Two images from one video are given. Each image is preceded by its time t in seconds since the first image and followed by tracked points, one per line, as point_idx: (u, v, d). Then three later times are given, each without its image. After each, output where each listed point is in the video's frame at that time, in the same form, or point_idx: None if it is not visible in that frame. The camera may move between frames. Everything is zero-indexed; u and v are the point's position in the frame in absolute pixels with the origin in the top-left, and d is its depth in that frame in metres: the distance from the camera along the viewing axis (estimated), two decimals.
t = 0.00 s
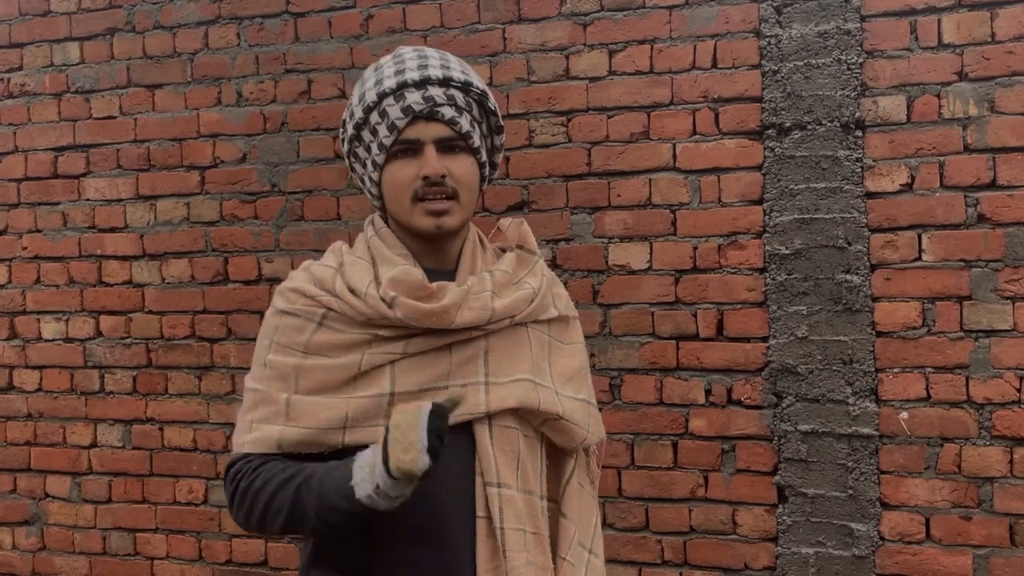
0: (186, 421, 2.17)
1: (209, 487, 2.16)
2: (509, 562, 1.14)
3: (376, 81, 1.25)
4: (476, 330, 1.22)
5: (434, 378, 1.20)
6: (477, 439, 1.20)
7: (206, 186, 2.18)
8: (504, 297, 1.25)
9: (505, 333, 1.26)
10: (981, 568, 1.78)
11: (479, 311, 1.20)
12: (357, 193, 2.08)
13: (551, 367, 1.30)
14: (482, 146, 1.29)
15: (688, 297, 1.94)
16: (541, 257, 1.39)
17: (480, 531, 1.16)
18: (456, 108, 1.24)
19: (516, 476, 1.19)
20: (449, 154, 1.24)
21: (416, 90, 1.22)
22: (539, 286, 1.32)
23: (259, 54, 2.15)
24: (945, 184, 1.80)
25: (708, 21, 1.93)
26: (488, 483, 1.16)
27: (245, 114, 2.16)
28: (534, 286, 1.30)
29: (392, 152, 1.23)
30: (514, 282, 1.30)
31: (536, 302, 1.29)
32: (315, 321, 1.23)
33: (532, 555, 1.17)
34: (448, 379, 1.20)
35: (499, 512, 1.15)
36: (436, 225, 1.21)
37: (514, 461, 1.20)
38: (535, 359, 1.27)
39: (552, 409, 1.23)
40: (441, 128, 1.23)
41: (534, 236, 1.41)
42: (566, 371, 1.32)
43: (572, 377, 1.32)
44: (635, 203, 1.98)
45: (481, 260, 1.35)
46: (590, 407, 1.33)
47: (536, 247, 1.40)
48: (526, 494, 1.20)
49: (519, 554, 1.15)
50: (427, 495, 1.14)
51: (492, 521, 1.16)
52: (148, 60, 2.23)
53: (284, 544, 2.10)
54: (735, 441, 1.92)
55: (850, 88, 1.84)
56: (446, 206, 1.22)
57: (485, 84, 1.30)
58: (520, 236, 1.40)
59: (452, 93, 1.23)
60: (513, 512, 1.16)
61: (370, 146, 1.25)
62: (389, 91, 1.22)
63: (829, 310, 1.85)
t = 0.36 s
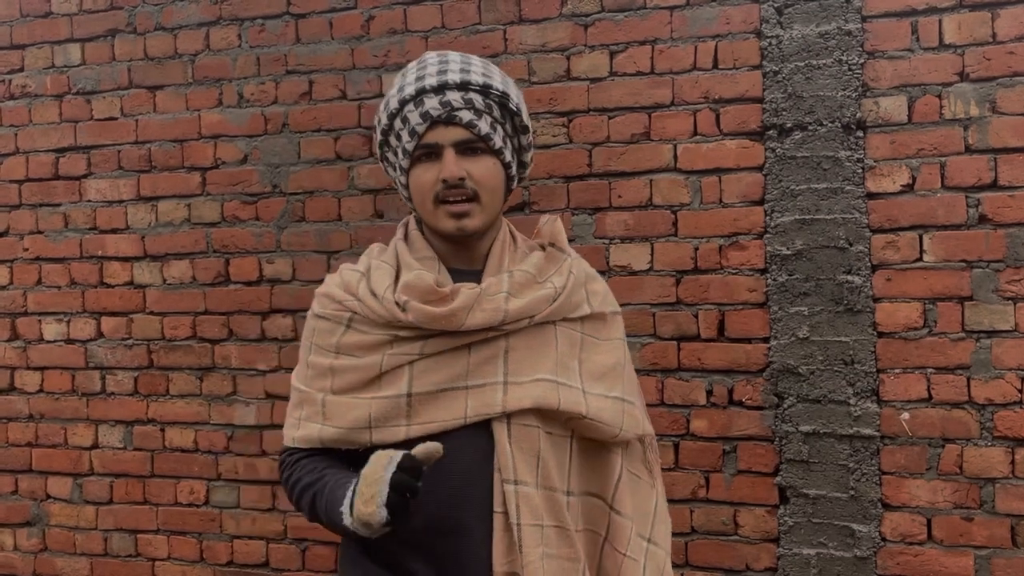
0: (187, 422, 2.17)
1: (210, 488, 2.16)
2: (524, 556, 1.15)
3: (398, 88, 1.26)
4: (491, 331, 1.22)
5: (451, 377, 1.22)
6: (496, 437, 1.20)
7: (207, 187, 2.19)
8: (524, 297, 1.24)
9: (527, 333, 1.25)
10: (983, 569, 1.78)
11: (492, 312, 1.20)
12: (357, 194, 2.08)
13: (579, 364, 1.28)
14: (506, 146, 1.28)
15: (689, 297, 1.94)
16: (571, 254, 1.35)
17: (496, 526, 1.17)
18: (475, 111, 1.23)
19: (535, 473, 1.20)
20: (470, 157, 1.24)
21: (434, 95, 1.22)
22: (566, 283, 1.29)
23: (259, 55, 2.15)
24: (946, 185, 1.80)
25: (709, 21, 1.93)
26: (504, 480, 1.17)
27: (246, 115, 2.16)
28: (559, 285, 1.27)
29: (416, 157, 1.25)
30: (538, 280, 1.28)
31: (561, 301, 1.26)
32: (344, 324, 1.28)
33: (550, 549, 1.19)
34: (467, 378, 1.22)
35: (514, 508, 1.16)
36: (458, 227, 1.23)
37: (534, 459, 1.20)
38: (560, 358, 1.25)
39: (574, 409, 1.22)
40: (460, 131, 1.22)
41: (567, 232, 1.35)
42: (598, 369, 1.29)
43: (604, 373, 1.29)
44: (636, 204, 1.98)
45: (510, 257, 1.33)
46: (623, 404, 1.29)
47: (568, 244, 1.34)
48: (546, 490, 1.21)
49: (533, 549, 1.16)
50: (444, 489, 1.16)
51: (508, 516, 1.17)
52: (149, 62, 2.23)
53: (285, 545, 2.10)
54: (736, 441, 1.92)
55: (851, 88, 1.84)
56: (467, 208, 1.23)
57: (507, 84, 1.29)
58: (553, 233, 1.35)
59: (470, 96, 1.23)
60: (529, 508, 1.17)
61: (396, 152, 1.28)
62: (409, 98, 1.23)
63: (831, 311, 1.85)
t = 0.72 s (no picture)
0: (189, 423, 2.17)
1: (212, 489, 2.16)
2: (511, 555, 1.15)
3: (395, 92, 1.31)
4: (486, 328, 1.23)
5: (445, 371, 1.24)
6: (487, 436, 1.21)
7: (209, 188, 2.19)
8: (520, 295, 1.24)
9: (526, 332, 1.26)
10: (984, 570, 1.77)
11: (485, 310, 1.21)
12: (358, 195, 2.08)
13: (581, 365, 1.28)
14: (485, 148, 1.24)
15: (690, 298, 1.94)
16: (579, 256, 1.36)
17: (488, 522, 1.17)
18: (447, 116, 1.22)
19: (526, 473, 1.20)
20: (444, 161, 1.23)
21: (412, 100, 1.24)
22: (568, 283, 1.28)
23: (261, 56, 2.16)
24: (948, 185, 1.80)
25: (710, 22, 1.93)
26: (493, 477, 1.18)
27: (247, 116, 2.16)
28: (559, 285, 1.27)
29: (405, 159, 1.29)
30: (540, 281, 1.28)
31: (561, 300, 1.26)
32: (350, 312, 1.31)
33: (541, 550, 1.19)
34: (460, 373, 1.24)
35: (500, 505, 1.17)
36: (431, 230, 1.24)
37: (525, 458, 1.21)
38: (558, 359, 1.26)
39: (568, 408, 1.22)
40: (433, 136, 1.23)
41: (574, 234, 1.38)
42: (602, 370, 1.29)
43: (609, 375, 1.28)
44: (637, 205, 1.98)
45: (517, 256, 1.33)
46: (629, 407, 1.27)
47: (575, 246, 1.36)
48: (539, 491, 1.21)
49: (520, 549, 1.16)
50: (436, 482, 1.18)
51: (496, 513, 1.17)
52: (151, 63, 2.23)
53: (287, 546, 2.10)
54: (738, 442, 1.92)
55: (852, 89, 1.84)
56: (437, 211, 1.23)
57: (491, 85, 1.24)
58: (561, 234, 1.37)
59: (442, 101, 1.21)
60: (517, 507, 1.17)
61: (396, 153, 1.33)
62: (395, 104, 1.27)
63: (832, 312, 1.85)
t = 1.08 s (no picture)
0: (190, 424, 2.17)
1: (214, 490, 2.16)
2: (479, 559, 1.15)
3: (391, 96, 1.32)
4: (470, 327, 1.24)
5: (425, 363, 1.25)
6: (465, 438, 1.22)
7: (210, 189, 2.19)
8: (507, 297, 1.24)
9: (513, 334, 1.26)
10: (986, 570, 1.77)
11: (470, 309, 1.22)
12: (361, 195, 2.08)
13: (566, 372, 1.28)
14: (475, 150, 1.24)
15: (692, 299, 1.94)
16: (576, 263, 1.36)
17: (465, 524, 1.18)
18: (436, 119, 1.22)
19: (502, 478, 1.20)
20: (434, 163, 1.23)
21: (404, 104, 1.25)
22: (558, 289, 1.28)
23: (263, 57, 2.16)
24: (950, 186, 1.80)
25: (712, 22, 1.93)
26: (469, 480, 1.18)
27: (249, 117, 2.16)
28: (549, 290, 1.27)
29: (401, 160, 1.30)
30: (531, 285, 1.28)
31: (549, 305, 1.26)
32: (344, 299, 1.32)
33: (515, 556, 1.18)
34: (439, 367, 1.25)
35: (473, 508, 1.17)
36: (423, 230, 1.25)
37: (501, 461, 1.21)
38: (541, 365, 1.26)
39: (544, 413, 1.23)
40: (423, 138, 1.23)
41: (574, 239, 1.39)
42: (590, 377, 1.29)
43: (595, 383, 1.28)
44: (639, 205, 1.98)
45: (513, 257, 1.33)
46: (607, 416, 1.27)
47: (573, 252, 1.37)
48: (516, 495, 1.21)
49: (490, 554, 1.16)
50: (415, 482, 1.20)
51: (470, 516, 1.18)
52: (153, 64, 2.23)
53: (288, 547, 2.10)
54: (739, 443, 1.92)
55: (854, 89, 1.84)
56: (428, 213, 1.24)
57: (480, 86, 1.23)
58: (561, 239, 1.38)
59: (431, 105, 1.22)
60: (490, 511, 1.18)
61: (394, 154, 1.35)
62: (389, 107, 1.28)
63: (834, 312, 1.85)
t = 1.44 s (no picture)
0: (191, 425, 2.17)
1: (215, 491, 2.16)
2: (477, 560, 1.15)
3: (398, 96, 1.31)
4: (472, 327, 1.24)
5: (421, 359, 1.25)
6: (462, 438, 1.22)
7: (211, 190, 2.19)
8: (508, 300, 1.25)
9: (512, 337, 1.27)
10: (988, 571, 1.77)
11: (473, 310, 1.22)
12: (361, 196, 2.08)
13: (562, 375, 1.29)
14: (485, 158, 1.24)
15: (693, 300, 1.94)
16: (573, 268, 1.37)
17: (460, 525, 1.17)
18: (447, 124, 1.22)
19: (500, 479, 1.20)
20: (444, 169, 1.23)
21: (413, 107, 1.24)
22: (558, 294, 1.29)
23: (263, 58, 2.16)
24: (951, 186, 1.80)
25: (713, 23, 1.93)
26: (465, 480, 1.18)
27: (250, 118, 2.16)
28: (549, 295, 1.28)
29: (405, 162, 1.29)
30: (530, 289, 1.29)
31: (549, 309, 1.27)
32: (341, 295, 1.31)
33: (512, 557, 1.18)
34: (435, 364, 1.25)
35: (471, 509, 1.17)
36: (429, 231, 1.25)
37: (498, 462, 1.21)
38: (537, 367, 1.27)
39: (540, 414, 1.23)
40: (432, 144, 1.22)
41: (572, 245, 1.38)
42: (585, 381, 1.30)
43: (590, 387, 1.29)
44: (640, 206, 1.98)
45: (512, 262, 1.33)
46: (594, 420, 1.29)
47: (572, 258, 1.36)
48: (512, 496, 1.21)
49: (488, 554, 1.16)
50: (409, 482, 1.19)
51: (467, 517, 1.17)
52: (154, 65, 2.23)
53: (289, 548, 2.10)
54: (741, 444, 1.92)
55: (855, 90, 1.84)
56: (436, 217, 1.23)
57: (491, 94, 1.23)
58: (561, 244, 1.37)
59: (443, 110, 1.21)
60: (488, 511, 1.18)
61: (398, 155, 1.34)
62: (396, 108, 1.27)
63: (835, 313, 1.85)
